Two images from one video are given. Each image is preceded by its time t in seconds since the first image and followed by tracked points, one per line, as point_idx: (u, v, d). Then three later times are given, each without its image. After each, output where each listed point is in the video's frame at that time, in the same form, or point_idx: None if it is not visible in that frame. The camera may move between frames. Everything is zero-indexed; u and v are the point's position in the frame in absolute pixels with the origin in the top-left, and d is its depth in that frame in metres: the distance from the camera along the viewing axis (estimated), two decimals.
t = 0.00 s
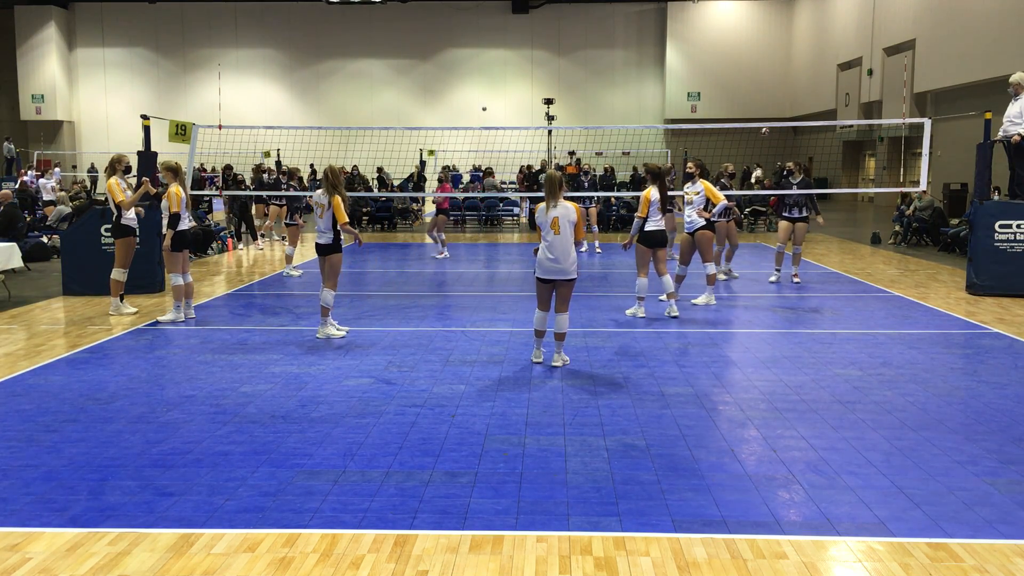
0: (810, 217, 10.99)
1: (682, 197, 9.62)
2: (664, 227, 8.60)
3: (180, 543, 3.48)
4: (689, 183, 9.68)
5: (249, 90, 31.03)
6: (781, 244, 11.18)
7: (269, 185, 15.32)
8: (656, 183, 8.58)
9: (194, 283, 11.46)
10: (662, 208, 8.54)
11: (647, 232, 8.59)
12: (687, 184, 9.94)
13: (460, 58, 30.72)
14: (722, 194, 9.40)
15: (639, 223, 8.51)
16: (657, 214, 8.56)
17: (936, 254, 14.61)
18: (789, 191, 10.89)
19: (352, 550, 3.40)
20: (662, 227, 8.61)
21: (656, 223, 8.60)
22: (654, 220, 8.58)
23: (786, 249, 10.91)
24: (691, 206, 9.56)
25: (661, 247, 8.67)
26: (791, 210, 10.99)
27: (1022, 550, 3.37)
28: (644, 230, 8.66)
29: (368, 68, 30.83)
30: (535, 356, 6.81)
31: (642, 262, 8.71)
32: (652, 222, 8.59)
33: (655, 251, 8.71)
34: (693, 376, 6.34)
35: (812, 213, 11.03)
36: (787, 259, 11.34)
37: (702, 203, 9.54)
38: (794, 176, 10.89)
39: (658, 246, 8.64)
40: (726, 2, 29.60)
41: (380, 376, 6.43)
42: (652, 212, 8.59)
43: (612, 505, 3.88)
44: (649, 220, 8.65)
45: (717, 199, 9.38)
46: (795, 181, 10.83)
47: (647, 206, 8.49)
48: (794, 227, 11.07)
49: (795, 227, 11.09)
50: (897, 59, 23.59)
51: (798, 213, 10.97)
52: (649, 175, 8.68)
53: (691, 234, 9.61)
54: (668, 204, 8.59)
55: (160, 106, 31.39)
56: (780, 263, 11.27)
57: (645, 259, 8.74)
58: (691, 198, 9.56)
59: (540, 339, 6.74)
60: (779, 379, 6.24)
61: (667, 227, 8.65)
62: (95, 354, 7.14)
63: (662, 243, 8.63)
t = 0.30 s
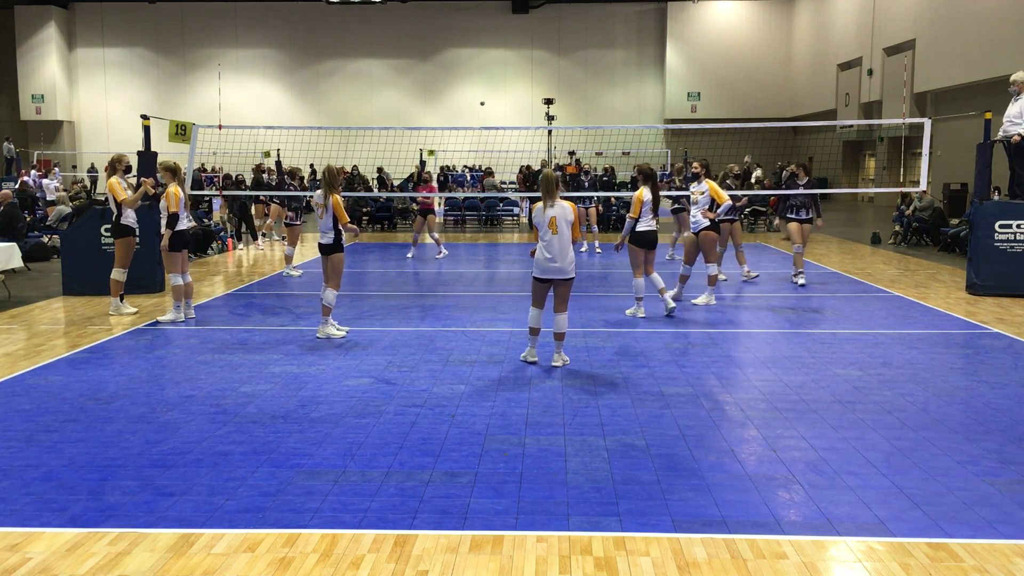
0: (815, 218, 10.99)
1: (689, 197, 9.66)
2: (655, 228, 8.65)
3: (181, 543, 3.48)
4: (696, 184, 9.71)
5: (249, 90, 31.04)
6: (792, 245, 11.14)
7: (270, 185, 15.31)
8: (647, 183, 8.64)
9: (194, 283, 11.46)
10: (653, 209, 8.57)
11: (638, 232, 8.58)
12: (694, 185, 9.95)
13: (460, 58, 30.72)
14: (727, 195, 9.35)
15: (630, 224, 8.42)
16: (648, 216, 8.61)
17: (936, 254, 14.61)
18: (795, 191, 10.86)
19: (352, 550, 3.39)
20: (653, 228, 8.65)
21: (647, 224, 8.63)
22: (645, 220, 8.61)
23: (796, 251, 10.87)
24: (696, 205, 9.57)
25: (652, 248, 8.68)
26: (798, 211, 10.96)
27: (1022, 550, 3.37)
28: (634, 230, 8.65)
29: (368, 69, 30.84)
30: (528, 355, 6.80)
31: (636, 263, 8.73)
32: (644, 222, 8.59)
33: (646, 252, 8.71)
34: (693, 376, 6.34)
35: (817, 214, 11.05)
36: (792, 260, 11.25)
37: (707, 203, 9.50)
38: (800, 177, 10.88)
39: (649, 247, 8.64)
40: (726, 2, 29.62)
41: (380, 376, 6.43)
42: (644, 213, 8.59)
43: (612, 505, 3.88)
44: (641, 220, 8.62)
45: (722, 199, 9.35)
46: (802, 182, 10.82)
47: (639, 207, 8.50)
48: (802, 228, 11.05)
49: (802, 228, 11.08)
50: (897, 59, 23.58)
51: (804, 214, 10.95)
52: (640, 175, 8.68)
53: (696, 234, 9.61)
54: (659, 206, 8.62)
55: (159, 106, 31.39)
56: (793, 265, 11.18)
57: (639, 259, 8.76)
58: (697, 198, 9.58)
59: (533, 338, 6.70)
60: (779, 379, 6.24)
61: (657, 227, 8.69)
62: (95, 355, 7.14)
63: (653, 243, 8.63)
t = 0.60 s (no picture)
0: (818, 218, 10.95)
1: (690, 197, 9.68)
2: (649, 228, 8.61)
3: (181, 543, 3.48)
4: (699, 185, 9.73)
5: (249, 90, 31.04)
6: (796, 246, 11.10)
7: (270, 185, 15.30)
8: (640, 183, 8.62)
9: (194, 283, 11.46)
10: (647, 209, 8.53)
11: (632, 232, 8.60)
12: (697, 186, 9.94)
13: (460, 58, 30.72)
14: (727, 196, 9.27)
15: (625, 224, 8.53)
16: (643, 216, 8.58)
17: (936, 254, 14.61)
18: (800, 191, 10.81)
19: (352, 550, 3.40)
20: (647, 228, 8.63)
21: (641, 223, 8.60)
22: (639, 220, 8.58)
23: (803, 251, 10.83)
24: (697, 205, 9.60)
25: (645, 246, 8.71)
26: (802, 212, 10.92)
27: (1022, 550, 3.36)
28: (628, 230, 8.68)
29: (368, 68, 30.85)
30: (520, 356, 6.72)
31: (631, 263, 8.74)
32: (638, 222, 8.59)
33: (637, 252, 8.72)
34: (693, 376, 6.34)
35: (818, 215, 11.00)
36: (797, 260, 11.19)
37: (708, 203, 9.50)
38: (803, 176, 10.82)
39: (643, 246, 8.69)
40: (726, 2, 29.63)
41: (380, 376, 6.43)
42: (637, 213, 8.57)
43: (612, 505, 3.88)
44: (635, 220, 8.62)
45: (722, 200, 9.26)
46: (806, 182, 10.77)
47: (632, 206, 8.55)
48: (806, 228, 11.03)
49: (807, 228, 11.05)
50: (897, 59, 23.58)
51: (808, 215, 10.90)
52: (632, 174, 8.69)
53: (697, 234, 9.60)
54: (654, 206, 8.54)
55: (160, 106, 31.41)
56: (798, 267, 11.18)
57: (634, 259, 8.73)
58: (699, 198, 9.58)
59: (526, 339, 6.71)
60: (779, 379, 6.23)
61: (652, 227, 8.65)
62: (95, 355, 7.14)
63: (646, 243, 8.67)
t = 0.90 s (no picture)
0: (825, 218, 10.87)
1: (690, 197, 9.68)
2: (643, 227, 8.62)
3: (181, 543, 3.47)
4: (699, 184, 9.73)
5: (249, 90, 31.04)
6: (802, 247, 11.05)
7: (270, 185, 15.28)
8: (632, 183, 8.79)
9: (194, 283, 11.46)
10: (639, 207, 8.67)
11: (627, 232, 8.58)
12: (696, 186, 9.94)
13: (460, 58, 30.71)
14: (726, 196, 9.34)
15: (620, 223, 8.44)
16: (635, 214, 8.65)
17: (936, 254, 14.61)
18: (804, 191, 10.77)
19: (352, 550, 3.40)
20: (641, 227, 8.62)
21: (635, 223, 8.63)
22: (633, 219, 8.61)
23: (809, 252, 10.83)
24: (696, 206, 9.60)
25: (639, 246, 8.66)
26: (807, 212, 10.87)
27: (1022, 550, 3.37)
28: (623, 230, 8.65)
29: (368, 68, 30.85)
30: (520, 357, 6.72)
31: (628, 263, 8.72)
32: (632, 221, 8.61)
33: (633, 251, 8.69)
34: (693, 376, 6.34)
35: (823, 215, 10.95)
36: (800, 261, 11.17)
37: (708, 204, 9.55)
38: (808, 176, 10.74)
39: (638, 245, 8.66)
40: (726, 2, 29.63)
41: (380, 376, 6.43)
42: (631, 212, 8.63)
43: (612, 505, 3.88)
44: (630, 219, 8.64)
45: (723, 200, 9.32)
46: (810, 182, 10.73)
47: (626, 205, 8.58)
48: (811, 228, 10.98)
49: (812, 228, 10.98)
50: (897, 59, 23.58)
51: (813, 214, 10.86)
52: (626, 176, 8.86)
53: (695, 234, 9.60)
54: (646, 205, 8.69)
55: (160, 106, 31.41)
56: (802, 267, 11.17)
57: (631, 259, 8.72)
58: (698, 198, 9.59)
59: (523, 341, 6.68)
60: (779, 379, 6.23)
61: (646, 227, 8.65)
62: (95, 355, 7.14)
63: (640, 242, 8.62)
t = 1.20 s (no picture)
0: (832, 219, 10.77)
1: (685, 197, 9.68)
2: (631, 226, 8.70)
3: (181, 543, 3.47)
4: (694, 183, 9.72)
5: (249, 90, 31.05)
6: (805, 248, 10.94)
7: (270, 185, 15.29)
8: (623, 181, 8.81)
9: (194, 283, 11.46)
10: (630, 206, 8.70)
11: (617, 230, 8.65)
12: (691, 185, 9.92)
13: (460, 58, 30.72)
14: (723, 196, 9.28)
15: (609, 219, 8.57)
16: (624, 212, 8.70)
17: (936, 254, 14.61)
18: (811, 192, 10.63)
19: (352, 550, 3.40)
20: (630, 225, 8.71)
21: (624, 221, 8.68)
22: (623, 216, 8.68)
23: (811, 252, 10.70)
24: (692, 205, 9.60)
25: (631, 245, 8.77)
26: (813, 213, 10.75)
27: (1022, 550, 3.37)
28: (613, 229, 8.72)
29: (368, 69, 30.85)
30: (521, 357, 6.73)
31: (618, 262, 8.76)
32: (621, 219, 8.67)
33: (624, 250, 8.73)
34: (693, 376, 6.34)
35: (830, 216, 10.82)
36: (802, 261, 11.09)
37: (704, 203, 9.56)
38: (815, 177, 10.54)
39: (628, 244, 8.73)
40: (726, 2, 29.64)
41: (380, 375, 6.44)
42: (620, 210, 8.68)
43: (612, 505, 3.88)
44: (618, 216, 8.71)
45: (718, 200, 9.30)
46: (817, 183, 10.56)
47: (615, 202, 8.66)
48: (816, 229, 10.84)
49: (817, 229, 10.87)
50: (897, 59, 23.59)
51: (819, 215, 10.76)
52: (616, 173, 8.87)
53: (692, 234, 9.60)
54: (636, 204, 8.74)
55: (160, 106, 31.41)
56: (804, 268, 11.18)
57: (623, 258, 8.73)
58: (694, 198, 9.61)
59: (522, 341, 6.69)
60: (778, 379, 6.23)
61: (634, 226, 8.73)
62: (95, 354, 7.14)
63: (631, 241, 8.72)
